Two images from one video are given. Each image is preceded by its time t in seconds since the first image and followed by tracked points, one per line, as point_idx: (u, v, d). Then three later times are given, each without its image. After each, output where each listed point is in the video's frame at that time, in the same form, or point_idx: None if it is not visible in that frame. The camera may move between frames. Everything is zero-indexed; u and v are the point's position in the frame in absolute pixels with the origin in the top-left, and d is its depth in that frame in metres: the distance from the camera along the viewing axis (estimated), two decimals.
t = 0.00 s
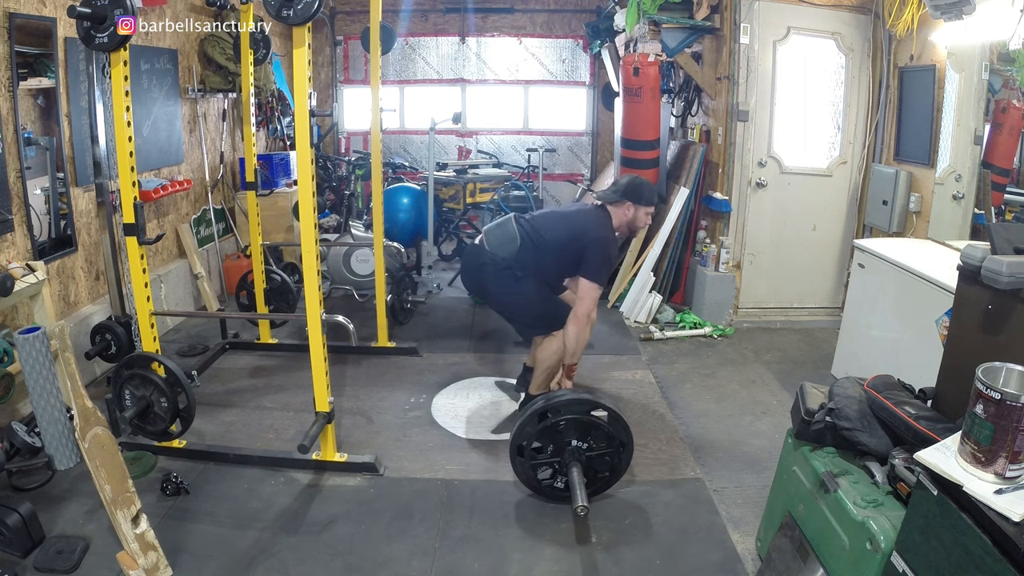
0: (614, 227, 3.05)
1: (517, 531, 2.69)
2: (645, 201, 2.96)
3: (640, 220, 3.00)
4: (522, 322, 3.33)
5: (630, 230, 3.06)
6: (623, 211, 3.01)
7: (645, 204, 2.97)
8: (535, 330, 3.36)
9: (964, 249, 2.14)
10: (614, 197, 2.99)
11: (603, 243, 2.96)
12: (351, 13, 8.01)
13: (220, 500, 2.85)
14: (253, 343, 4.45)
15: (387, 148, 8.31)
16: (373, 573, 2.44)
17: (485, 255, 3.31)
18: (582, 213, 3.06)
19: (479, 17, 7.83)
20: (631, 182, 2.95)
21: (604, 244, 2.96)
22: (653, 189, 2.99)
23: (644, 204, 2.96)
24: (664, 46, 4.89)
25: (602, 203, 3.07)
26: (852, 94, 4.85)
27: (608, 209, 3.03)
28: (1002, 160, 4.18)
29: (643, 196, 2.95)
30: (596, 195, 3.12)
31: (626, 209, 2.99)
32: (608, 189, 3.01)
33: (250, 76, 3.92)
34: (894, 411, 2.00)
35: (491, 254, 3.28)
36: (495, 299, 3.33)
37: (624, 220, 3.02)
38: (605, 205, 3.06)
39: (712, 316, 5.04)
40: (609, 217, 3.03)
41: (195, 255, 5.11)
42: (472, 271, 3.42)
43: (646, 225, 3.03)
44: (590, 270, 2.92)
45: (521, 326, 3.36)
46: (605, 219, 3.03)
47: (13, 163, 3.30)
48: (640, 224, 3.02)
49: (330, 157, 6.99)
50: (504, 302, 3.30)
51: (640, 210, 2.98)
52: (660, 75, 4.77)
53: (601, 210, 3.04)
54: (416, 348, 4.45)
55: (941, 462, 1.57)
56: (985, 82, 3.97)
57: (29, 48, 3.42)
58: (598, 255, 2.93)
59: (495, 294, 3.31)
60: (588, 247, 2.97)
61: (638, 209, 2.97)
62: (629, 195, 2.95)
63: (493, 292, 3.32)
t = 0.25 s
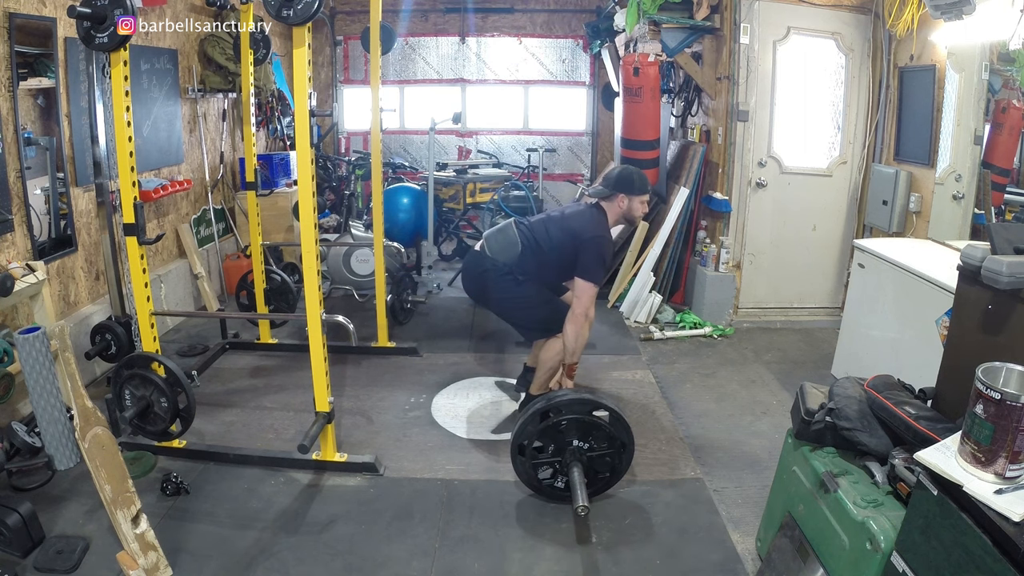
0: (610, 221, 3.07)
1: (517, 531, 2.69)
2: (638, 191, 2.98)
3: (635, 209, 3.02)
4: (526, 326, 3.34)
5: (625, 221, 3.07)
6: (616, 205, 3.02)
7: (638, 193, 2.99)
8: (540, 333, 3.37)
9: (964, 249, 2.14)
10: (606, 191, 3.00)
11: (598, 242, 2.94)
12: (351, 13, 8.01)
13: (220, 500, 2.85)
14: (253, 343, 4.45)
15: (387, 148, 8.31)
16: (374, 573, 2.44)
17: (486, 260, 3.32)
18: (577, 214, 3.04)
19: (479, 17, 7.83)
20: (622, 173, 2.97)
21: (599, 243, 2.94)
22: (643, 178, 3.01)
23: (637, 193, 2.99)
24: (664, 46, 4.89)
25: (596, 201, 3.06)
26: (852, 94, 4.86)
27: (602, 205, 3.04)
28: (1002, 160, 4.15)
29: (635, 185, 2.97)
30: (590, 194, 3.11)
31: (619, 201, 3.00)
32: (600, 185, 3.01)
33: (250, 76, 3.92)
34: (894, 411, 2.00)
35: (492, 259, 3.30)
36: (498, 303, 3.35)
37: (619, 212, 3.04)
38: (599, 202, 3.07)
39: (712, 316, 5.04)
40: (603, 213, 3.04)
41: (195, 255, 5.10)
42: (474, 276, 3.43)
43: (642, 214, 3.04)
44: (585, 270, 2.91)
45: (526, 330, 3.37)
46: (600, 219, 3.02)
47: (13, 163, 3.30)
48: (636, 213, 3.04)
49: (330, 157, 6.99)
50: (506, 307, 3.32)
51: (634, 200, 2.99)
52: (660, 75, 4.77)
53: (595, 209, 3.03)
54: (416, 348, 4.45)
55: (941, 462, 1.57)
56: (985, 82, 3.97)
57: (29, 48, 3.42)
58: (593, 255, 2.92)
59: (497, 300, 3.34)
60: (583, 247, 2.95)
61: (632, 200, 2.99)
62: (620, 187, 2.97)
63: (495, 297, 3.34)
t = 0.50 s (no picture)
0: (609, 221, 3.06)
1: (517, 531, 2.69)
2: (637, 190, 2.98)
3: (635, 209, 3.02)
4: (526, 326, 3.35)
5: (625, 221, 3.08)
6: (616, 204, 3.02)
7: (638, 193, 2.99)
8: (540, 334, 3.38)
9: (964, 249, 2.14)
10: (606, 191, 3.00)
11: (597, 243, 2.94)
12: (351, 13, 8.01)
13: (220, 500, 2.85)
14: (253, 343, 4.45)
15: (387, 148, 8.31)
16: (373, 573, 2.44)
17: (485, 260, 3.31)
18: (575, 213, 3.04)
19: (479, 17, 7.83)
20: (621, 172, 2.97)
21: (598, 244, 2.94)
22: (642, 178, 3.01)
23: (637, 193, 2.98)
24: (664, 46, 4.89)
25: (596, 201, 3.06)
26: (852, 94, 4.86)
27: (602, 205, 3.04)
28: (1002, 159, 4.14)
29: (634, 185, 2.97)
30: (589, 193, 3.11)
31: (619, 201, 3.00)
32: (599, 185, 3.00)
33: (250, 76, 3.92)
34: (894, 411, 2.00)
35: (491, 259, 3.29)
36: (497, 304, 3.34)
37: (619, 212, 3.03)
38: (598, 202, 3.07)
39: (712, 316, 5.04)
40: (602, 213, 3.04)
41: (196, 255, 5.11)
42: (473, 277, 3.42)
43: (642, 213, 3.04)
44: (583, 270, 2.91)
45: (526, 331, 3.38)
46: (599, 218, 3.01)
47: (13, 163, 3.30)
48: (635, 212, 3.04)
49: (330, 157, 7.00)
50: (506, 308, 3.32)
51: (633, 199, 2.99)
52: (660, 75, 4.77)
53: (593, 209, 3.02)
54: (416, 348, 4.45)
55: (941, 462, 1.57)
56: (985, 82, 3.97)
57: (29, 48, 3.42)
58: (592, 255, 2.92)
59: (496, 300, 3.33)
60: (581, 246, 2.95)
61: (631, 199, 2.99)
62: (619, 186, 2.97)
63: (495, 297, 3.33)
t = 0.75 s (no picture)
0: (610, 220, 3.06)
1: (517, 531, 2.69)
2: (639, 189, 2.98)
3: (635, 208, 3.02)
4: (526, 326, 3.35)
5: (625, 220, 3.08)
6: (616, 203, 3.02)
7: (639, 192, 2.99)
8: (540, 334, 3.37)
9: (964, 249, 2.14)
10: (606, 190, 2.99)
11: (596, 241, 2.93)
12: (351, 13, 8.01)
13: (220, 500, 2.85)
14: (253, 343, 4.45)
15: (387, 148, 8.31)
16: (373, 573, 2.44)
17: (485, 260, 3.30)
18: (576, 213, 3.04)
19: (479, 17, 7.83)
20: (622, 171, 2.97)
21: (597, 242, 2.93)
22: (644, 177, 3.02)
23: (638, 193, 2.99)
24: (664, 46, 4.89)
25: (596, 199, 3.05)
26: (852, 94, 4.86)
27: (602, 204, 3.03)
28: (1002, 160, 4.13)
29: (635, 183, 2.97)
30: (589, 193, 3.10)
31: (620, 199, 3.00)
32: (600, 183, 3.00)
33: (250, 76, 3.92)
34: (894, 411, 2.00)
35: (492, 259, 3.29)
36: (497, 304, 3.33)
37: (620, 211, 3.03)
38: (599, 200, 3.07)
39: (712, 316, 5.04)
40: (603, 212, 3.03)
41: (196, 255, 5.10)
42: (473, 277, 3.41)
43: (643, 213, 3.04)
44: (582, 268, 2.90)
45: (525, 330, 3.37)
46: (600, 217, 3.01)
47: (13, 163, 3.30)
48: (636, 212, 3.04)
49: (330, 157, 7.00)
50: (506, 307, 3.32)
51: (634, 199, 2.99)
52: (660, 75, 4.77)
53: (594, 208, 3.02)
54: (416, 348, 4.45)
55: (941, 462, 1.57)
56: (985, 82, 3.97)
57: (29, 48, 3.42)
58: (591, 253, 2.91)
59: (496, 299, 3.32)
60: (580, 245, 2.94)
61: (632, 198, 2.99)
62: (620, 185, 2.97)
63: (495, 297, 3.32)
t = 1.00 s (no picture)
0: (611, 217, 3.06)
1: (517, 531, 2.69)
2: (641, 187, 2.98)
3: (636, 207, 3.02)
4: (524, 323, 3.34)
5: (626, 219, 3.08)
6: (618, 201, 3.01)
7: (640, 190, 2.99)
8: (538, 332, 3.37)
9: (964, 249, 2.14)
10: (608, 188, 2.99)
11: (595, 239, 2.93)
12: (351, 13, 8.01)
13: (220, 500, 2.85)
14: (253, 343, 4.45)
15: (387, 148, 8.31)
16: (373, 573, 2.44)
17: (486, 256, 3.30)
18: (576, 209, 3.04)
19: (479, 17, 7.83)
20: (624, 169, 2.97)
21: (596, 239, 2.93)
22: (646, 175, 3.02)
23: (640, 191, 2.99)
24: (664, 46, 4.89)
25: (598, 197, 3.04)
26: (852, 94, 4.86)
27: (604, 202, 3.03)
28: (1002, 160, 4.13)
29: (637, 181, 2.97)
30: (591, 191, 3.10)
31: (621, 197, 3.00)
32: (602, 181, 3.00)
33: (250, 76, 3.92)
34: (894, 411, 2.00)
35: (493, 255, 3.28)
36: (497, 301, 3.32)
37: (621, 209, 3.03)
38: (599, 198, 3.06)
39: (712, 316, 5.04)
40: (605, 210, 3.03)
41: (196, 255, 5.10)
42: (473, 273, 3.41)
43: (643, 211, 3.04)
44: (580, 266, 2.90)
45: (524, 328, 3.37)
46: (600, 215, 3.00)
47: (13, 163, 3.30)
48: (637, 210, 3.04)
49: (330, 157, 7.00)
50: (505, 304, 3.30)
51: (635, 197, 2.99)
52: (660, 75, 4.76)
53: (595, 205, 3.01)
54: (416, 347, 4.45)
55: (941, 462, 1.57)
56: (985, 82, 3.97)
57: (29, 48, 3.42)
58: (589, 250, 2.91)
59: (496, 297, 3.31)
60: (578, 242, 2.94)
61: (634, 196, 2.99)
62: (622, 183, 2.97)
63: (494, 294, 3.31)
